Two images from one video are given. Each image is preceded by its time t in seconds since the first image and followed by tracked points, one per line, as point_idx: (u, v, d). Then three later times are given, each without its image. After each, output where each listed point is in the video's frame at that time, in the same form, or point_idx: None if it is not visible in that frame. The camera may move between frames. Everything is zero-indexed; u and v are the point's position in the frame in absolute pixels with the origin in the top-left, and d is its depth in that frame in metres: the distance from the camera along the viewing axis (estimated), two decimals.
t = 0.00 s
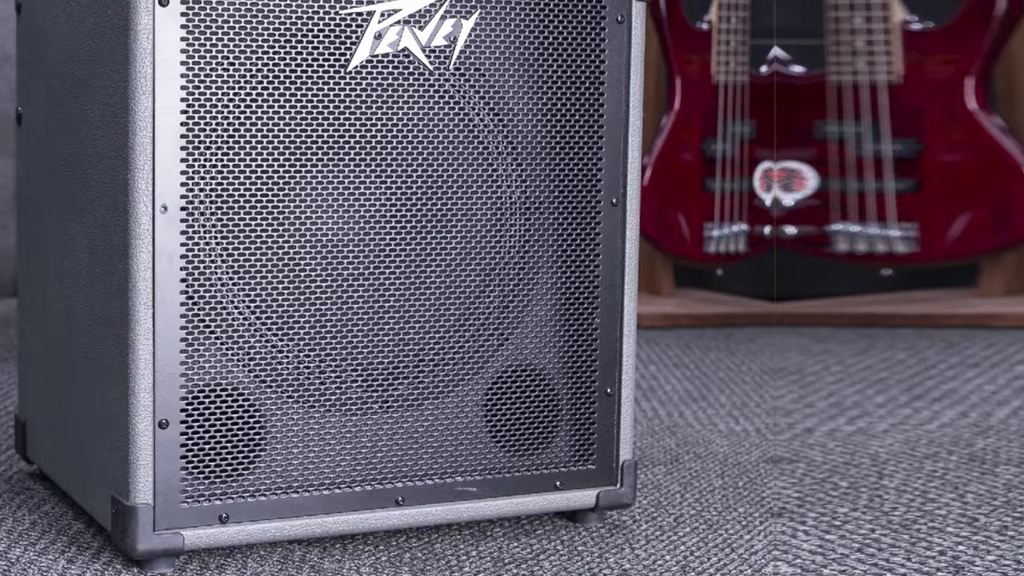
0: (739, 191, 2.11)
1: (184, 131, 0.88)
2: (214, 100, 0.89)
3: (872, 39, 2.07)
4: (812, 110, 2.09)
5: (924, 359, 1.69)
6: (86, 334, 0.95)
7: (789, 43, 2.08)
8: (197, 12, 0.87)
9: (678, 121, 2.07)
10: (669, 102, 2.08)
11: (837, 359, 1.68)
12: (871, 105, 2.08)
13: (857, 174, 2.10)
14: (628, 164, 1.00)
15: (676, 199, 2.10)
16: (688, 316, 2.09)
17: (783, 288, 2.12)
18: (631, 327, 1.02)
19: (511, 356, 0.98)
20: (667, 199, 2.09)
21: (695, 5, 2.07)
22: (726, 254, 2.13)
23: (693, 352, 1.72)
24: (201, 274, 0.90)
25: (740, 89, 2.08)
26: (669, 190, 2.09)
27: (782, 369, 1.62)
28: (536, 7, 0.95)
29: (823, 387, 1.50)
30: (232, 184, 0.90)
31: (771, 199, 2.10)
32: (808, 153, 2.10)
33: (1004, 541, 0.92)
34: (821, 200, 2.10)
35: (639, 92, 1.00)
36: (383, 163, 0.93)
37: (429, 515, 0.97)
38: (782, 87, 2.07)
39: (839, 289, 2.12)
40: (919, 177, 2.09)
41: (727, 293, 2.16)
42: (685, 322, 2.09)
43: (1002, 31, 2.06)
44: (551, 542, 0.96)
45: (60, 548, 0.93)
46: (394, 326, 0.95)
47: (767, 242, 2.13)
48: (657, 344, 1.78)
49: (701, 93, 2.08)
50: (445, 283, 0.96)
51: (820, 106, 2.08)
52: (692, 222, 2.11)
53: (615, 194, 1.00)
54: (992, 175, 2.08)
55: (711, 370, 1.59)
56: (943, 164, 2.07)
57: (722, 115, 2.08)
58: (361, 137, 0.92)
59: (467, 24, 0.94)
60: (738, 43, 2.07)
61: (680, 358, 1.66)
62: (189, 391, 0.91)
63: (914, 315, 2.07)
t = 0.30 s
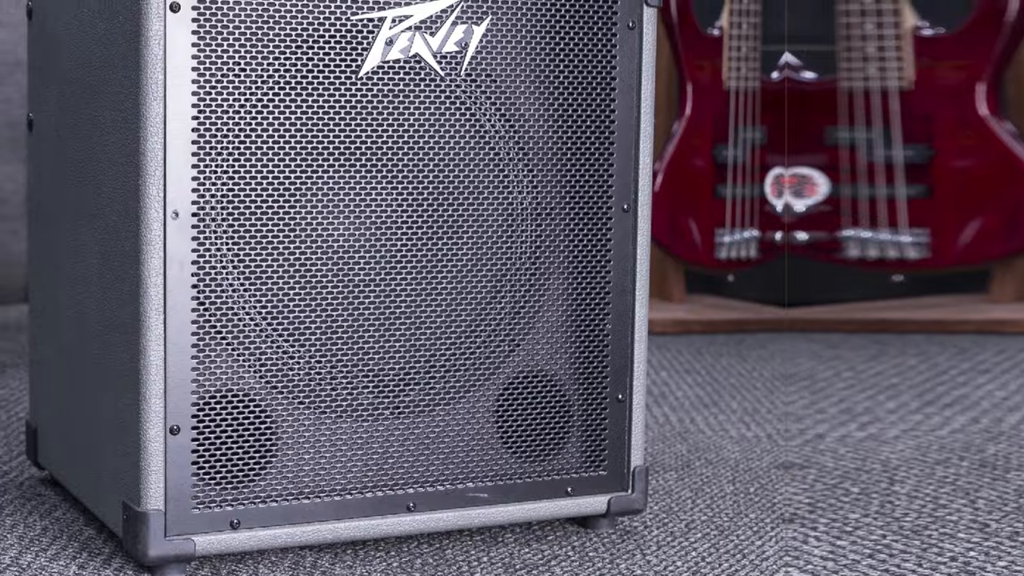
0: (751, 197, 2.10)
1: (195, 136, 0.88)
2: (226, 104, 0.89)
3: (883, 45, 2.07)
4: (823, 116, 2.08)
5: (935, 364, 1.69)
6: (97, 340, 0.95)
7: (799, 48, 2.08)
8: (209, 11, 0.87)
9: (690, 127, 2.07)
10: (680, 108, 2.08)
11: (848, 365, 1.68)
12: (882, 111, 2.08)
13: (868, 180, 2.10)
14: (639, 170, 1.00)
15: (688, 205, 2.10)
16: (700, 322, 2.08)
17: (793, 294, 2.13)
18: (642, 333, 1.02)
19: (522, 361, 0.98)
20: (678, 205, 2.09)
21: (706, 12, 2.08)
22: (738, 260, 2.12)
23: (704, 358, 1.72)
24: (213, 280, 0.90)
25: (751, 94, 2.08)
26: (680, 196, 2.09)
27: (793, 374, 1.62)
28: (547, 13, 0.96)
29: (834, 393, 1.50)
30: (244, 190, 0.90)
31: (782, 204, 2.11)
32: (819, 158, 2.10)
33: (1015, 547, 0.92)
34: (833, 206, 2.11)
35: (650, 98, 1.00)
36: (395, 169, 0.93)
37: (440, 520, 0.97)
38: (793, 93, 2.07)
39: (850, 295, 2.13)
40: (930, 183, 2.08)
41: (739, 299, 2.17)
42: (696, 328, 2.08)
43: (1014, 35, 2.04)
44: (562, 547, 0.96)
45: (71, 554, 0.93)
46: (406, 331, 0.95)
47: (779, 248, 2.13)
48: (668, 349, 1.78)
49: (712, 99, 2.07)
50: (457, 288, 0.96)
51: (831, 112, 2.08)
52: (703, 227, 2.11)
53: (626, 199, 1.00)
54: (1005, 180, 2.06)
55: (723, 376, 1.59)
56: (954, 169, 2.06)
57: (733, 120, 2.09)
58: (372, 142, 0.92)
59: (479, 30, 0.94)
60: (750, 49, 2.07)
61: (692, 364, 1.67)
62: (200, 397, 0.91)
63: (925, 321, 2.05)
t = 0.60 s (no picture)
0: (762, 203, 2.10)
1: (206, 142, 0.88)
2: (237, 110, 0.89)
3: (895, 50, 1.99)
4: (835, 122, 2.01)
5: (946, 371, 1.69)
6: (108, 346, 0.95)
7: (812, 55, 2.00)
8: (220, 12, 0.87)
9: (701, 134, 2.07)
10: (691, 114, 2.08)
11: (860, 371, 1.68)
12: (894, 117, 2.02)
13: (879, 186, 2.06)
14: (651, 176, 1.00)
15: (699, 211, 2.11)
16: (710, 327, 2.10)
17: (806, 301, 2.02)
18: (653, 338, 1.02)
19: (533, 367, 0.98)
20: (690, 210, 2.11)
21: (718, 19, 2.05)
22: (749, 266, 2.13)
23: (717, 365, 1.72)
24: (223, 286, 0.90)
25: (762, 100, 2.06)
26: (690, 202, 2.10)
27: (805, 381, 1.62)
28: (559, 19, 0.95)
29: (846, 399, 1.50)
30: (255, 196, 0.89)
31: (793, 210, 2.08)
32: (831, 164, 2.03)
33: None
34: (844, 213, 2.06)
35: (661, 104, 1.00)
36: (407, 175, 0.93)
37: (452, 526, 0.97)
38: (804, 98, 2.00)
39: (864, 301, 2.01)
40: (941, 188, 2.05)
41: (750, 304, 2.14)
42: (707, 334, 2.10)
43: None
44: (573, 554, 0.96)
45: (83, 560, 0.93)
46: (417, 338, 0.95)
47: (791, 254, 2.12)
48: (680, 356, 1.78)
49: (724, 105, 2.07)
50: (467, 295, 0.96)
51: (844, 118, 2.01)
52: (714, 233, 2.12)
53: (637, 205, 1.00)
54: (1016, 186, 2.03)
55: (734, 382, 1.59)
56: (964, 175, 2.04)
57: (744, 127, 2.07)
58: (381, 148, 0.92)
59: (490, 36, 0.94)
60: (760, 55, 2.04)
61: (703, 370, 1.67)
62: (211, 403, 0.91)
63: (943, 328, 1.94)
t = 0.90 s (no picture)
0: (773, 209, 2.09)
1: (217, 148, 0.88)
2: (248, 115, 0.89)
3: (906, 57, 2.06)
4: (845, 129, 2.07)
5: (957, 377, 1.69)
6: (119, 353, 0.95)
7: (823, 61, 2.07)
8: (230, 18, 0.87)
9: (712, 139, 2.06)
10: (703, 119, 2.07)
11: (871, 377, 1.68)
12: (904, 123, 2.07)
13: (890, 192, 2.09)
14: (662, 182, 1.00)
15: (711, 217, 2.08)
16: (721, 334, 2.08)
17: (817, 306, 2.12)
18: (665, 343, 1.02)
19: (545, 373, 0.98)
20: (702, 215, 2.08)
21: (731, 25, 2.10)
22: (760, 272, 2.10)
23: (727, 371, 1.72)
24: (235, 292, 0.90)
25: (774, 106, 2.07)
26: (702, 208, 2.08)
27: (816, 387, 1.62)
28: (570, 25, 0.96)
29: (857, 405, 1.50)
30: (267, 202, 0.90)
31: (805, 216, 2.09)
32: (841, 170, 2.09)
33: None
34: (855, 218, 2.09)
35: (673, 109, 1.00)
36: (418, 181, 0.93)
37: (463, 532, 0.97)
38: (815, 105, 2.06)
39: (875, 307, 2.12)
40: (952, 195, 2.07)
41: (761, 310, 2.19)
42: (718, 340, 2.08)
43: None
44: (584, 560, 0.96)
45: (93, 566, 0.92)
46: (428, 343, 0.95)
47: (803, 260, 2.11)
48: (691, 362, 1.78)
49: (736, 110, 2.06)
50: (479, 300, 0.96)
51: (854, 125, 2.07)
52: (725, 239, 2.09)
53: (648, 211, 1.00)
54: None
55: (746, 388, 1.58)
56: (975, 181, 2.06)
57: (756, 132, 2.08)
58: (391, 154, 0.92)
59: (501, 42, 0.94)
60: (771, 61, 2.07)
61: (714, 375, 1.67)
62: (222, 408, 0.90)
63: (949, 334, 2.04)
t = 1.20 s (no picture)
0: (784, 214, 2.10)
1: (229, 154, 0.88)
2: (259, 122, 0.89)
3: (916, 63, 2.07)
4: (856, 135, 2.09)
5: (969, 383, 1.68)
6: (130, 359, 0.95)
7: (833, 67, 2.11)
8: (242, 22, 0.87)
9: (724, 145, 2.05)
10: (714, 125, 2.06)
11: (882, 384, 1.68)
12: (916, 128, 2.07)
13: (902, 198, 2.10)
14: (673, 188, 1.00)
15: (723, 223, 2.08)
16: (733, 338, 2.06)
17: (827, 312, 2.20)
18: (676, 349, 1.02)
19: (556, 379, 0.98)
20: (713, 221, 2.08)
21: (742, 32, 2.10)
22: (771, 278, 2.11)
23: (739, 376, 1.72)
24: (246, 298, 0.90)
25: (785, 112, 2.07)
26: (713, 213, 2.08)
27: (827, 392, 1.62)
28: (582, 31, 0.96)
29: (868, 411, 1.50)
30: (278, 209, 0.90)
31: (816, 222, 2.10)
32: (853, 176, 2.10)
33: None
34: (867, 224, 2.11)
35: (684, 115, 1.00)
36: (429, 186, 0.93)
37: (474, 538, 0.97)
38: (826, 111, 2.09)
39: (884, 313, 2.21)
40: (963, 201, 2.08)
41: (772, 316, 2.21)
42: (730, 345, 2.06)
43: None
44: (596, 566, 0.96)
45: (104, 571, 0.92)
46: (439, 350, 0.95)
47: (814, 265, 2.12)
48: (702, 368, 1.79)
49: (748, 117, 2.06)
50: (490, 306, 0.96)
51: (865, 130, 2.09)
52: (736, 245, 2.09)
53: (659, 217, 1.00)
54: None
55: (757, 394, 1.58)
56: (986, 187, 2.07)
57: (767, 138, 2.07)
58: (402, 160, 0.92)
59: (512, 48, 0.94)
60: (783, 67, 2.07)
61: (726, 381, 1.67)
62: (233, 414, 0.90)
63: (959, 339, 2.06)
